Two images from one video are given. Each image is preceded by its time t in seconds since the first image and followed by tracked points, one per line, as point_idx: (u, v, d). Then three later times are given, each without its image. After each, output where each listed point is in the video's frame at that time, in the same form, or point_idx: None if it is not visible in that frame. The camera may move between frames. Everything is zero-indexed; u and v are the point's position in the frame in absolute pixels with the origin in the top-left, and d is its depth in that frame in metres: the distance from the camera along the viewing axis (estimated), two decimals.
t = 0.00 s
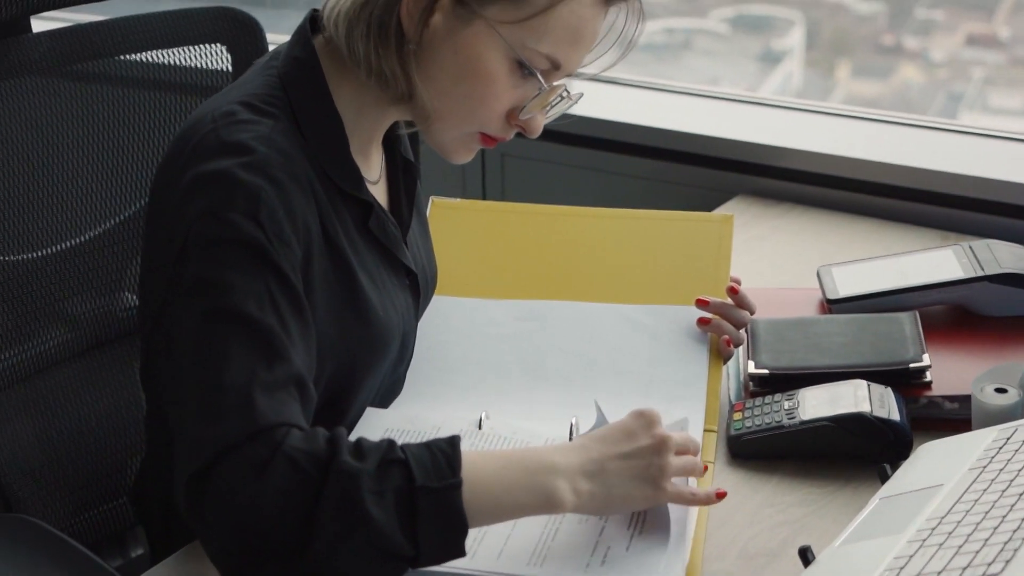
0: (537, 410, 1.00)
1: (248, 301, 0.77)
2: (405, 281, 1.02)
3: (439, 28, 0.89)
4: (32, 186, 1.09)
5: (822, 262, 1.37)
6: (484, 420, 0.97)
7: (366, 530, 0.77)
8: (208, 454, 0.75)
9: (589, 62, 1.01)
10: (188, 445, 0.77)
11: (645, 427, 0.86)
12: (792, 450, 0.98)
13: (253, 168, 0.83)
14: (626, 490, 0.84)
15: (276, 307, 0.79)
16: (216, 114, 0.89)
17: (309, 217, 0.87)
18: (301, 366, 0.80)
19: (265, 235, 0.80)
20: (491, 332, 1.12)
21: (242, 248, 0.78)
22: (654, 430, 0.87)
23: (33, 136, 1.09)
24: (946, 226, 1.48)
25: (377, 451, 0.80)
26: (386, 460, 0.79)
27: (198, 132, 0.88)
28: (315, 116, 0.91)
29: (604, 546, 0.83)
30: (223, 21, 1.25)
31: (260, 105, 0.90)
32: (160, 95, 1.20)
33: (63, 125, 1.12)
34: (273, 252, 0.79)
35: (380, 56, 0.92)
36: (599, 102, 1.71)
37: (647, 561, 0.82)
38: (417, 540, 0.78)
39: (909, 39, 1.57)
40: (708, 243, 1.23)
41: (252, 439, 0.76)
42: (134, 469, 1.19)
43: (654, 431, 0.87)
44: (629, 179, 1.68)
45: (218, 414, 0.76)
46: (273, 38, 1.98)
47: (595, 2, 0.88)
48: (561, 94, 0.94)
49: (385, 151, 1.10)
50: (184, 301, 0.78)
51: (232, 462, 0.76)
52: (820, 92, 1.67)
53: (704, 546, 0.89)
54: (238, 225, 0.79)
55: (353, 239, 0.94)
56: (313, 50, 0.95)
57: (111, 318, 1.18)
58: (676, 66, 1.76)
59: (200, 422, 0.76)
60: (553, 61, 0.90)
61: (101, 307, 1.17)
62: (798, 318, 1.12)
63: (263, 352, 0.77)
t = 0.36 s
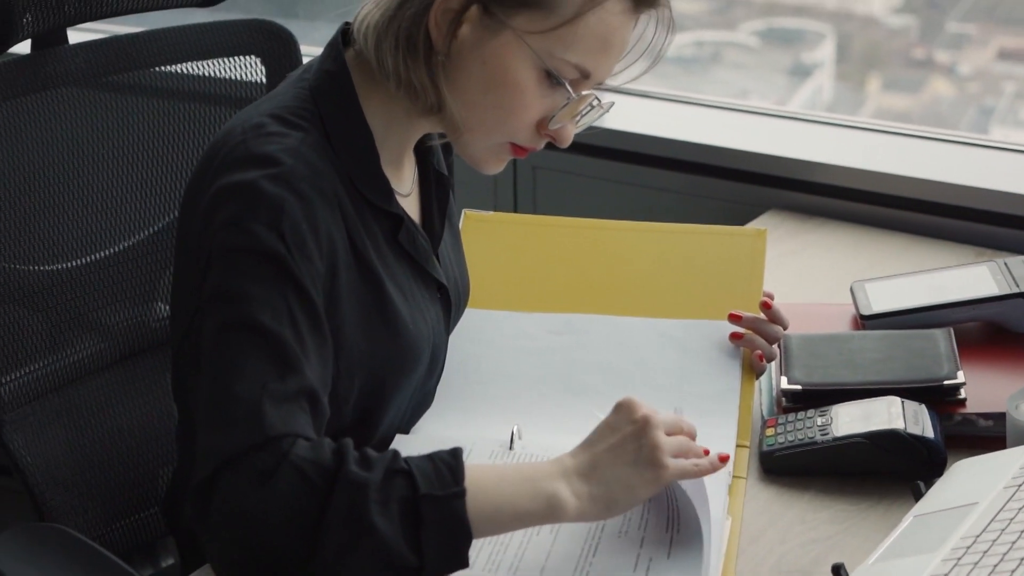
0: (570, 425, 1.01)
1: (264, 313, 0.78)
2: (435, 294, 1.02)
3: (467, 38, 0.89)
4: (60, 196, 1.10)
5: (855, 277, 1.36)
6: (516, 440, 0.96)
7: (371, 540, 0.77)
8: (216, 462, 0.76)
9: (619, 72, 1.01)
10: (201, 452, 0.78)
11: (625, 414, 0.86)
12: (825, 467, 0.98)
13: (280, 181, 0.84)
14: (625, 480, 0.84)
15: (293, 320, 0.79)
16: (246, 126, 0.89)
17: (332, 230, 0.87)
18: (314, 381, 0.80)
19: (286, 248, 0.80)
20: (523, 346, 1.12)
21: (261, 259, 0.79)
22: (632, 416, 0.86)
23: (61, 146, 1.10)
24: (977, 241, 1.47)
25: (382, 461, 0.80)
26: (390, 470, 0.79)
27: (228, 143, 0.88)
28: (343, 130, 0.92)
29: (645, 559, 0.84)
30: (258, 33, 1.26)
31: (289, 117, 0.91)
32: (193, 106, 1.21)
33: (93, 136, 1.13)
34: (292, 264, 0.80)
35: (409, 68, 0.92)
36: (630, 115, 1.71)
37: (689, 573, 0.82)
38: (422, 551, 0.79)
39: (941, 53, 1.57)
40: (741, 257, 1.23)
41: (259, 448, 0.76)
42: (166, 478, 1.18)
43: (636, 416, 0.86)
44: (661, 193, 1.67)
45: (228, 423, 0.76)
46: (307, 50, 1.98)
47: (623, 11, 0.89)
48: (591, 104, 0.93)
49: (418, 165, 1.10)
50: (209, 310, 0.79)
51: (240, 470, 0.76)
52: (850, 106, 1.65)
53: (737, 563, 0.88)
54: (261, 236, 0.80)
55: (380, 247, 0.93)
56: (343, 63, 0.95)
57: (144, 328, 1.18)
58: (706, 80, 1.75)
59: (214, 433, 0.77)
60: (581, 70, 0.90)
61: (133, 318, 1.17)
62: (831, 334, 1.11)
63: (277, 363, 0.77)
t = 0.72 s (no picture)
0: (597, 438, 1.01)
1: (302, 326, 0.79)
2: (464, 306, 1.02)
3: (491, 49, 0.89)
4: (88, 205, 1.11)
5: (883, 291, 1.36)
6: (543, 452, 0.96)
7: (417, 558, 0.77)
8: (263, 478, 0.77)
9: (644, 81, 1.01)
10: (243, 468, 0.79)
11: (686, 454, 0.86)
12: (854, 481, 0.97)
13: (308, 192, 0.84)
14: (676, 521, 0.84)
15: (330, 333, 0.80)
16: (274, 138, 0.90)
17: (361, 242, 0.87)
18: (352, 391, 0.81)
19: (319, 261, 0.81)
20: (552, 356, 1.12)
21: (295, 273, 0.80)
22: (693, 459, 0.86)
23: (89, 156, 1.12)
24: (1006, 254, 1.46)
25: (428, 480, 0.81)
26: (436, 489, 0.80)
27: (257, 155, 0.89)
28: (370, 142, 0.92)
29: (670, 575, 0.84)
30: (290, 44, 1.26)
31: (317, 129, 0.91)
32: (223, 116, 1.21)
33: (123, 147, 1.14)
34: (327, 278, 0.81)
35: (433, 80, 0.93)
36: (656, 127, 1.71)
37: None
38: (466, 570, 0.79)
39: (968, 65, 1.55)
40: (769, 270, 1.23)
41: (304, 463, 0.77)
42: (194, 487, 1.19)
43: (696, 457, 0.86)
44: (689, 206, 1.67)
45: (271, 438, 0.78)
46: (336, 59, 1.99)
47: (647, 21, 0.88)
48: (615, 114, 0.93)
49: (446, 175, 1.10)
50: (239, 322, 0.80)
51: (288, 486, 0.77)
52: (877, 117, 1.64)
53: None
54: (293, 250, 0.80)
55: (408, 258, 0.94)
56: (371, 75, 0.95)
57: (173, 338, 1.18)
58: (732, 90, 1.75)
59: (254, 447, 0.78)
60: (606, 80, 0.89)
61: (162, 328, 1.17)
62: (860, 347, 1.11)
63: (317, 378, 0.79)
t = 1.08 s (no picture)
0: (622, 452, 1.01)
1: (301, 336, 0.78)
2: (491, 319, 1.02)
3: (522, 65, 0.89)
4: (114, 215, 1.12)
5: (906, 305, 1.36)
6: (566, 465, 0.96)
7: (390, 558, 0.78)
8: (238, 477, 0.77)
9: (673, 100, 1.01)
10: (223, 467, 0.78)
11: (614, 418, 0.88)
12: (878, 496, 0.97)
13: (334, 206, 0.85)
14: (631, 475, 0.85)
15: (331, 346, 0.80)
16: (303, 150, 0.90)
17: (383, 256, 0.88)
18: (347, 412, 0.80)
19: (333, 275, 0.81)
20: (575, 369, 1.13)
21: (305, 283, 0.80)
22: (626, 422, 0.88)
23: (113, 166, 1.12)
24: None
25: (399, 477, 0.81)
26: (405, 485, 0.80)
27: (284, 166, 0.89)
28: (399, 156, 0.92)
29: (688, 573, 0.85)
30: (314, 56, 1.27)
31: (347, 142, 0.91)
32: (250, 128, 1.21)
33: (147, 158, 1.15)
34: (337, 291, 0.80)
35: (463, 92, 0.93)
36: (679, 141, 1.71)
37: None
38: (439, 562, 0.79)
39: (992, 78, 1.55)
40: (794, 283, 1.23)
41: (278, 467, 0.76)
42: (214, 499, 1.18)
43: (624, 419, 0.89)
44: (711, 219, 1.66)
45: (253, 442, 0.77)
46: (362, 72, 2.00)
47: (679, 40, 0.89)
48: (643, 132, 0.93)
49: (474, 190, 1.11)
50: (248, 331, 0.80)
51: (263, 486, 0.77)
52: (899, 131, 1.64)
53: None
54: (309, 261, 0.80)
55: (434, 272, 0.94)
56: (402, 88, 0.96)
57: (196, 348, 1.18)
58: (755, 103, 1.75)
59: (237, 451, 0.78)
60: (635, 98, 0.90)
61: (186, 338, 1.17)
62: (884, 361, 1.11)
63: (308, 385, 0.78)
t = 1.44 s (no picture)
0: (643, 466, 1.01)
1: (297, 348, 0.79)
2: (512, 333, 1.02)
3: (542, 78, 0.90)
4: (138, 227, 1.12)
5: (928, 320, 1.35)
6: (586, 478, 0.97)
7: (354, 561, 0.79)
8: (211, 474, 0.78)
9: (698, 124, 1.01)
10: (202, 464, 0.80)
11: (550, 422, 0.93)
12: (899, 512, 0.97)
13: (353, 219, 0.85)
14: (568, 463, 0.90)
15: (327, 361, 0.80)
16: (328, 161, 0.90)
17: (398, 271, 0.88)
18: (334, 428, 0.80)
19: (343, 290, 0.81)
20: (595, 382, 1.13)
21: (313, 296, 0.80)
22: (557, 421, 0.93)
23: (136, 177, 1.13)
24: None
25: (371, 483, 0.82)
26: (374, 490, 0.81)
27: (307, 179, 0.89)
28: (422, 168, 0.93)
29: None
30: (337, 70, 1.28)
31: (371, 154, 0.92)
32: (272, 140, 1.22)
33: (170, 169, 1.15)
34: (343, 308, 0.81)
35: (482, 104, 0.92)
36: (700, 154, 1.71)
37: None
38: (402, 566, 0.81)
39: (1014, 91, 1.55)
40: (816, 297, 1.22)
41: (251, 469, 0.78)
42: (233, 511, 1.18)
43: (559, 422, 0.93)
44: (731, 232, 1.66)
45: (233, 443, 0.78)
46: (384, 84, 2.00)
47: (701, 65, 0.89)
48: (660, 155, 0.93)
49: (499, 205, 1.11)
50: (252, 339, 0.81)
51: (234, 485, 0.78)
52: (921, 145, 1.63)
53: None
54: (320, 277, 0.81)
55: (455, 286, 0.94)
56: (426, 102, 0.96)
57: (217, 360, 1.18)
58: (777, 116, 1.74)
59: (217, 450, 0.79)
60: (654, 120, 0.89)
61: (206, 350, 1.17)
62: (906, 377, 1.10)
63: (294, 394, 0.79)
